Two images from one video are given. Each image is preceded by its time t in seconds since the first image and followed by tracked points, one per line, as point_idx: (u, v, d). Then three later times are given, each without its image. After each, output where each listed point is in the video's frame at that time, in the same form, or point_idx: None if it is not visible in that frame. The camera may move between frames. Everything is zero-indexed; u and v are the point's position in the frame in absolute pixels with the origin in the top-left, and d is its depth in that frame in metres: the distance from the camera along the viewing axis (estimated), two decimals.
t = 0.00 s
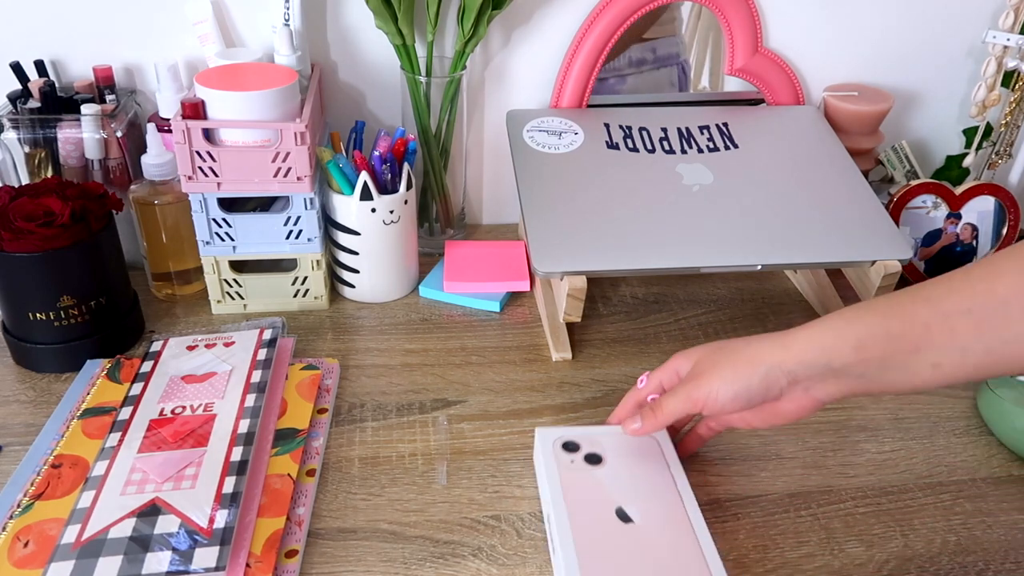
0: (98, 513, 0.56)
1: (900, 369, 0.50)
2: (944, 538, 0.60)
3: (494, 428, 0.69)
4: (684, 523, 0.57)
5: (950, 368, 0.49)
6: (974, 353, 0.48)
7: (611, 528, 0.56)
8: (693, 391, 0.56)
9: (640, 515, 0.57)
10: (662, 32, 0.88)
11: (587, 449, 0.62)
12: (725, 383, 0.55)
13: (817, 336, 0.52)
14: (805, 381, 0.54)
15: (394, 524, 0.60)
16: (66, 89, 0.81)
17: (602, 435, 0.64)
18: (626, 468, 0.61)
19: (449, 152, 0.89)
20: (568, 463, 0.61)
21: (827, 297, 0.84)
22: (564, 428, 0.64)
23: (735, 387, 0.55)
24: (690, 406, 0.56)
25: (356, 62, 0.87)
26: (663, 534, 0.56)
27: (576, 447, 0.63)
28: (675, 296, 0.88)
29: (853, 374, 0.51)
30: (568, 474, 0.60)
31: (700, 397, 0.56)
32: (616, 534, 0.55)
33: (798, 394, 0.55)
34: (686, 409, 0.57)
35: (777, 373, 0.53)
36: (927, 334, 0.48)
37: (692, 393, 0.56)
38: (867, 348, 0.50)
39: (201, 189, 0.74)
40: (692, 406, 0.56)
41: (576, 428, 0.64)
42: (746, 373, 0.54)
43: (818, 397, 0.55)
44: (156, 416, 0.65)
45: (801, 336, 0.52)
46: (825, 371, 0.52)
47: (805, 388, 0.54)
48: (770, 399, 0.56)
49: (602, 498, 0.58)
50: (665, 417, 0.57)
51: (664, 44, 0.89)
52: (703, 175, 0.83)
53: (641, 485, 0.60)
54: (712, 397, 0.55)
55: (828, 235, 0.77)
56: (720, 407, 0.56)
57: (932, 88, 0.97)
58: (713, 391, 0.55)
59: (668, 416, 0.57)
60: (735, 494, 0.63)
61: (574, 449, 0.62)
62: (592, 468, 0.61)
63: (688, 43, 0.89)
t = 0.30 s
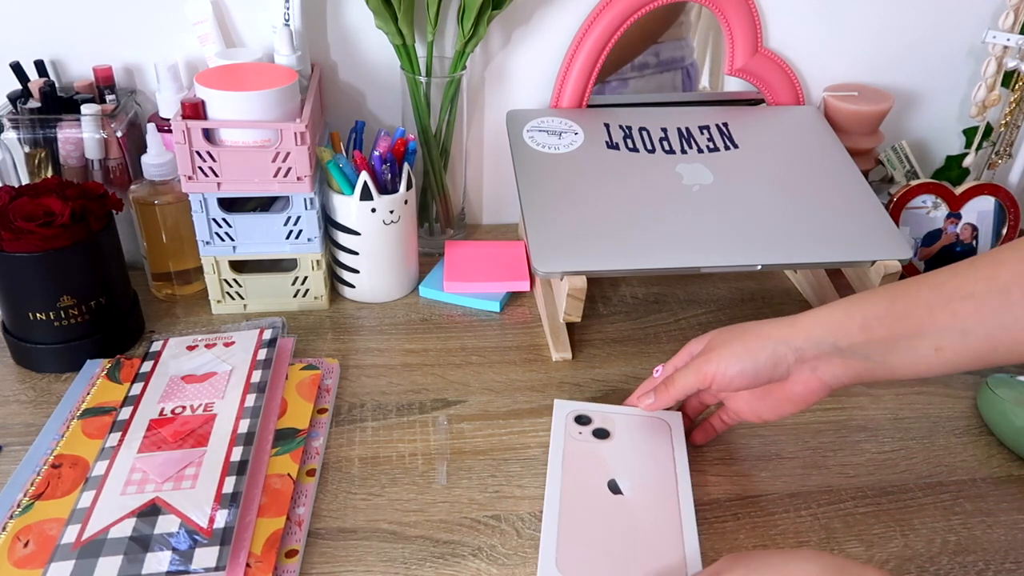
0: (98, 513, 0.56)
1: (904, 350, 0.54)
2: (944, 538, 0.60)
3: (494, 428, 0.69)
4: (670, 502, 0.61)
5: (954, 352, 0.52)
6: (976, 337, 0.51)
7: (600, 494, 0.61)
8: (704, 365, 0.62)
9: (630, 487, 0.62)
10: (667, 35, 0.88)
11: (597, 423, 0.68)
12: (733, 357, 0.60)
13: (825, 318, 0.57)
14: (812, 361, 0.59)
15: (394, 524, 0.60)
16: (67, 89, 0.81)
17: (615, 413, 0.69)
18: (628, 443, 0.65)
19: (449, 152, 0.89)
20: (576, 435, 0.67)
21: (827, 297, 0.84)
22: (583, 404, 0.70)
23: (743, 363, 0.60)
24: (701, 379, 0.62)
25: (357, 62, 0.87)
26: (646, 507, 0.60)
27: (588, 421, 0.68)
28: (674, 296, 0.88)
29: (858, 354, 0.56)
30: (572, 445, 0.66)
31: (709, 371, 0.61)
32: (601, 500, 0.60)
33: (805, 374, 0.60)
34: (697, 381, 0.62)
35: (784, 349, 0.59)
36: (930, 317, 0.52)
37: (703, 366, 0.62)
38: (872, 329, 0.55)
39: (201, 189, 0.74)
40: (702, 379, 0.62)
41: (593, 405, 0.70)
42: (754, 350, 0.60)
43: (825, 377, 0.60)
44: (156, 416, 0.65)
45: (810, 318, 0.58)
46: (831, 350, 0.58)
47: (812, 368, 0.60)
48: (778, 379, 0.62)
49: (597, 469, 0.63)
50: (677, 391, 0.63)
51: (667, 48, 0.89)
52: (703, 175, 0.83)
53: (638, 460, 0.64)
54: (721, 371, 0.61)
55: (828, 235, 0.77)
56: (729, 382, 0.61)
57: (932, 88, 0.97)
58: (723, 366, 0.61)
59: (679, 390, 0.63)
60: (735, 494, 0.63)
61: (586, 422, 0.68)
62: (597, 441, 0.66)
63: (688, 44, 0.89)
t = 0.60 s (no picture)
0: (98, 513, 0.56)
1: (901, 347, 0.57)
2: (944, 538, 0.60)
3: (494, 428, 0.69)
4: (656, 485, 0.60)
5: (950, 350, 0.55)
6: (972, 335, 0.54)
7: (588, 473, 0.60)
8: (701, 350, 0.63)
9: (616, 468, 0.61)
10: (667, 36, 0.88)
11: (587, 403, 0.67)
12: (731, 346, 0.62)
13: (826, 316, 0.59)
14: (809, 358, 0.61)
15: (394, 524, 0.60)
16: (67, 89, 0.81)
17: (605, 394, 0.68)
18: (617, 426, 0.65)
19: (449, 152, 0.89)
20: (565, 413, 0.66)
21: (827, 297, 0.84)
22: (573, 383, 0.70)
23: (740, 351, 0.62)
24: (693, 363, 0.64)
25: (356, 62, 0.87)
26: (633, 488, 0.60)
27: (578, 400, 0.68)
28: (674, 296, 0.88)
29: (855, 352, 0.59)
30: (561, 423, 0.65)
31: (705, 356, 0.63)
32: (587, 479, 0.60)
33: (801, 371, 0.62)
34: (689, 364, 0.64)
35: (782, 343, 0.61)
36: (926, 316, 0.55)
37: (698, 351, 0.63)
38: (869, 327, 0.57)
39: (201, 189, 0.74)
40: (694, 362, 0.64)
41: (584, 384, 0.69)
42: (752, 339, 0.62)
43: (821, 375, 0.61)
44: (156, 416, 0.65)
45: (812, 315, 0.60)
46: (829, 348, 0.60)
47: (809, 365, 0.61)
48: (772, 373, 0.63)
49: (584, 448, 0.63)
50: (667, 370, 0.65)
51: (668, 48, 0.89)
52: (703, 175, 0.83)
53: (626, 442, 0.64)
54: (718, 357, 0.63)
55: (828, 236, 0.77)
56: (724, 369, 0.63)
57: (932, 88, 0.97)
58: (718, 352, 0.63)
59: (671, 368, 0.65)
60: (735, 495, 0.63)
61: (575, 401, 0.67)
62: (586, 421, 0.66)
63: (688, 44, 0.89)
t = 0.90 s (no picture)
0: (98, 513, 0.56)
1: (907, 342, 0.57)
2: (944, 538, 0.60)
3: (494, 428, 0.69)
4: (656, 476, 0.60)
5: (956, 345, 0.55)
6: (978, 330, 0.54)
7: (588, 462, 0.60)
8: (706, 346, 0.62)
9: (617, 459, 0.61)
10: (667, 36, 0.88)
11: (590, 391, 0.67)
12: (737, 341, 0.61)
13: (830, 311, 0.59)
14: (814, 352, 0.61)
15: (394, 524, 0.60)
16: (67, 89, 0.81)
17: (609, 382, 0.68)
18: (619, 415, 0.65)
19: (449, 152, 0.89)
20: (568, 402, 0.66)
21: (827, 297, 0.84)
22: (577, 369, 0.69)
23: (747, 346, 0.61)
24: (700, 359, 0.63)
25: (356, 63, 0.87)
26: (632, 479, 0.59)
27: (581, 388, 0.67)
28: (675, 296, 0.88)
29: (863, 347, 0.58)
30: (564, 412, 0.65)
31: (710, 352, 0.62)
32: (588, 469, 0.60)
33: (807, 364, 0.62)
34: (695, 360, 0.63)
35: (787, 339, 0.60)
36: (935, 310, 0.55)
37: (703, 347, 0.62)
38: (876, 321, 0.57)
39: (201, 189, 0.74)
40: (701, 358, 0.62)
41: (588, 372, 0.69)
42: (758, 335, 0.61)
43: (827, 369, 0.62)
44: (156, 416, 0.65)
45: (816, 309, 0.59)
46: (835, 343, 0.59)
47: (815, 359, 0.61)
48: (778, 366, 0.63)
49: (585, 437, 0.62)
50: (673, 367, 0.64)
51: (668, 48, 0.89)
52: (703, 175, 0.83)
53: (628, 433, 0.63)
54: (724, 353, 0.62)
55: (829, 236, 0.77)
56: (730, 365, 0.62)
57: (932, 88, 0.97)
58: (724, 348, 0.62)
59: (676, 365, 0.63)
60: (735, 494, 0.63)
61: (579, 389, 0.67)
62: (589, 410, 0.65)
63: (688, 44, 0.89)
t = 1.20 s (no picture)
0: (99, 513, 0.56)
1: (924, 342, 0.58)
2: (944, 538, 0.60)
3: (494, 428, 0.69)
4: (668, 475, 0.60)
5: (975, 345, 0.56)
6: (998, 332, 0.55)
7: (600, 464, 0.60)
8: (719, 345, 0.63)
9: (629, 459, 0.61)
10: (667, 36, 0.88)
11: (600, 391, 0.67)
12: (751, 340, 0.62)
13: (844, 310, 0.60)
14: (829, 352, 0.62)
15: (394, 524, 0.60)
16: (67, 89, 0.81)
17: (619, 381, 0.68)
18: (629, 415, 0.65)
19: (449, 152, 0.89)
20: (578, 403, 0.66)
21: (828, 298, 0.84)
22: (586, 368, 0.69)
23: (760, 345, 0.62)
24: (713, 358, 0.63)
25: (357, 63, 0.87)
26: (645, 479, 0.59)
27: (591, 387, 0.67)
28: (675, 296, 0.88)
29: (880, 346, 0.60)
30: (574, 413, 0.65)
31: (725, 350, 0.63)
32: (599, 471, 0.60)
33: (823, 363, 0.63)
34: (708, 359, 0.63)
35: (803, 338, 0.61)
36: (956, 312, 0.56)
37: (717, 346, 0.63)
38: (893, 321, 0.58)
39: (201, 189, 0.74)
40: (714, 357, 0.63)
41: (597, 371, 0.69)
42: (772, 333, 0.62)
43: (842, 368, 0.63)
44: (156, 415, 0.65)
45: (832, 309, 0.60)
46: (851, 342, 0.60)
47: (831, 359, 0.62)
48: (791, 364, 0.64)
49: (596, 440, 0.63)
50: (686, 365, 0.64)
51: (667, 48, 0.89)
52: (703, 175, 0.83)
53: (638, 432, 0.63)
54: (738, 352, 0.62)
55: (829, 236, 0.77)
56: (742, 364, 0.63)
57: (932, 88, 0.97)
58: (738, 348, 0.62)
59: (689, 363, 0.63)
60: (735, 494, 0.63)
61: (588, 389, 0.67)
62: (599, 411, 0.65)
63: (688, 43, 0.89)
